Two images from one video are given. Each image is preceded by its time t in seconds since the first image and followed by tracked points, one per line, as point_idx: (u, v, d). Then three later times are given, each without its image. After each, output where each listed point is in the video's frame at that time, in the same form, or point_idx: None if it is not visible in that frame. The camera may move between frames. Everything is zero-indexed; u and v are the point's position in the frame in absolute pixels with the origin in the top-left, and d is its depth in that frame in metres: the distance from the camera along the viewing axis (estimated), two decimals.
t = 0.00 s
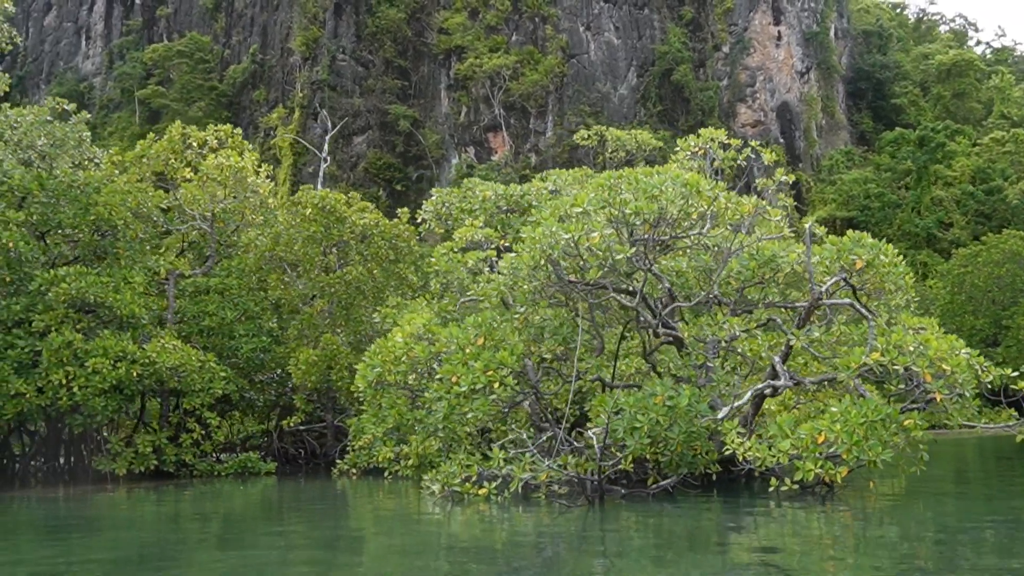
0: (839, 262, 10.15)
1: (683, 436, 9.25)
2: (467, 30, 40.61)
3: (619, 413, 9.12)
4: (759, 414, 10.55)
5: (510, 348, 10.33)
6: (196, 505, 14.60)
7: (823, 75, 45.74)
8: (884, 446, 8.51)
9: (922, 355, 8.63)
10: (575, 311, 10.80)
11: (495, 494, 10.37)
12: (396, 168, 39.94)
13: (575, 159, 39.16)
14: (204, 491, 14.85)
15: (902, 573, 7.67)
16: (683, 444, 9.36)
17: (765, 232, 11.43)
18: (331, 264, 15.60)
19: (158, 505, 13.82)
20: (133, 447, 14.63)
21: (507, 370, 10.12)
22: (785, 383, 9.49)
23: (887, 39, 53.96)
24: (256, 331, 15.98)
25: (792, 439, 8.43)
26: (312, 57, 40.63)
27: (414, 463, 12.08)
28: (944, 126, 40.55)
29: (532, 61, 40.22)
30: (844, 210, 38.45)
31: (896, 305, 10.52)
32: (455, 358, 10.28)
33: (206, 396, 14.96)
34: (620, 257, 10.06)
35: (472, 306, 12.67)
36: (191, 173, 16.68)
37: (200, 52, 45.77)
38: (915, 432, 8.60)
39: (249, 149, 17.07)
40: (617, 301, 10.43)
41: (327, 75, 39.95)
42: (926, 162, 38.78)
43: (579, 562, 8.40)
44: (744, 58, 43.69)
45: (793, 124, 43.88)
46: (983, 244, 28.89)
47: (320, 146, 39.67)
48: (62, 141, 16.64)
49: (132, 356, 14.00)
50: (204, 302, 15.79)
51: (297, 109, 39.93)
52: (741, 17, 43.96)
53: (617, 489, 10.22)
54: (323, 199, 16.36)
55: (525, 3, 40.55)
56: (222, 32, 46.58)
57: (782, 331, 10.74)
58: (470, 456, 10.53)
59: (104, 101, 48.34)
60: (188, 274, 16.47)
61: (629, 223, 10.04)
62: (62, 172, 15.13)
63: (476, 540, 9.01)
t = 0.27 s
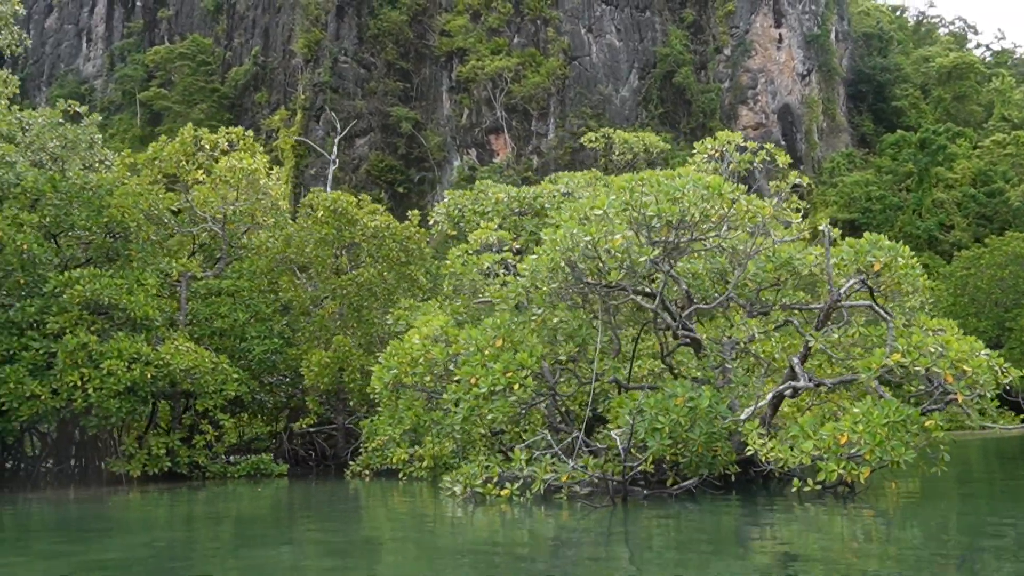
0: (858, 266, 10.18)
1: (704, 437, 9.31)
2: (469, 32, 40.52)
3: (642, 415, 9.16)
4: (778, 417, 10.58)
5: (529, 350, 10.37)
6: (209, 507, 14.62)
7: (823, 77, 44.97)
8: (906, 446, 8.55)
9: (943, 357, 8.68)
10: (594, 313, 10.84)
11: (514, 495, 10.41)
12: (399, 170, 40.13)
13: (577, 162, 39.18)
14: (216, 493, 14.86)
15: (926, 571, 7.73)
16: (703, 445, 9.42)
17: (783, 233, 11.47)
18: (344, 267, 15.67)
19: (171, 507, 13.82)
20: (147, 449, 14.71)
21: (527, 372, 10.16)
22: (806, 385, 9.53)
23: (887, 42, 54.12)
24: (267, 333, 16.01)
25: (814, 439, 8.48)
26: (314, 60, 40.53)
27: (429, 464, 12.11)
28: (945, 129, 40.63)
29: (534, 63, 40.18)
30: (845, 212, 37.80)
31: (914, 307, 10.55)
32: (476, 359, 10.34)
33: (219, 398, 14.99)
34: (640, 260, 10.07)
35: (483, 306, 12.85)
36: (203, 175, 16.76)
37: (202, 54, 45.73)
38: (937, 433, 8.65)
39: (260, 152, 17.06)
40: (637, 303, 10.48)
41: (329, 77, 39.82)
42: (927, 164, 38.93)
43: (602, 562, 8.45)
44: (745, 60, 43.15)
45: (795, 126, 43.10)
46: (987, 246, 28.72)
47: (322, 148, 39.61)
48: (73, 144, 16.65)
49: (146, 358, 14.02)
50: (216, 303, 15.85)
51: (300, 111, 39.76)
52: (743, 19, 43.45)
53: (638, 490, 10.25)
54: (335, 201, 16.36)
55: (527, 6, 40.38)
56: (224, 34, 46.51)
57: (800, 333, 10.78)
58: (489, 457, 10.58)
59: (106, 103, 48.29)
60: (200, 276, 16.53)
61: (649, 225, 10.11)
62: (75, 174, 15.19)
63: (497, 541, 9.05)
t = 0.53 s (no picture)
0: (874, 266, 10.22)
1: (723, 436, 9.37)
2: (470, 33, 40.53)
3: (661, 414, 9.20)
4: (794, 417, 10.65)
5: (547, 350, 10.42)
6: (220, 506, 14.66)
7: (823, 79, 44.15)
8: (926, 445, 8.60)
9: (962, 357, 8.75)
10: (611, 313, 10.89)
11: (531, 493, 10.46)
12: (399, 171, 40.10)
13: (577, 163, 39.27)
14: (227, 492, 14.89)
15: (948, 570, 7.76)
16: (722, 444, 9.48)
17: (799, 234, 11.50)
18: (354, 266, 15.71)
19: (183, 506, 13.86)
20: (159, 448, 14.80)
21: (545, 372, 10.21)
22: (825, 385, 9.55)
23: (887, 43, 54.26)
24: (278, 332, 16.05)
25: (835, 438, 8.54)
26: (315, 60, 40.56)
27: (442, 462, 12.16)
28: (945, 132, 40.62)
29: (535, 64, 40.22)
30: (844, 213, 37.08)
31: (930, 309, 10.56)
32: (495, 358, 10.39)
33: (231, 397, 15.01)
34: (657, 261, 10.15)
35: (496, 307, 12.89)
36: (214, 175, 16.76)
37: (202, 54, 45.68)
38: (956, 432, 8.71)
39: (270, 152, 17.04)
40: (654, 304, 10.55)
41: (331, 77, 39.87)
42: (926, 167, 38.89)
43: (623, 559, 8.49)
44: (745, 62, 42.37)
45: (795, 127, 42.30)
46: (989, 248, 28.61)
47: (323, 148, 39.59)
48: (84, 143, 16.68)
49: (159, 358, 14.04)
50: (227, 303, 15.94)
51: (301, 111, 39.81)
52: (743, 21, 42.75)
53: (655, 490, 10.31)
54: (345, 201, 16.44)
55: (527, 7, 40.34)
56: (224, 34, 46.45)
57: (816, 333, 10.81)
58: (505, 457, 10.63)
59: (106, 103, 48.24)
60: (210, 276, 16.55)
61: (668, 225, 10.11)
62: (86, 174, 15.20)
63: (516, 540, 9.08)
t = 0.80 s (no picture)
0: (891, 266, 10.29)
1: (744, 435, 9.45)
2: (471, 32, 40.53)
3: (682, 412, 9.28)
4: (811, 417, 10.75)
5: (566, 349, 10.48)
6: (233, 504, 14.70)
7: (823, 79, 43.98)
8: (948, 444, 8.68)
9: (982, 357, 8.85)
10: (630, 313, 10.96)
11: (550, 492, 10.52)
12: (400, 170, 40.15)
13: (578, 162, 39.34)
14: (239, 491, 14.93)
15: (971, 567, 7.83)
16: (742, 443, 9.55)
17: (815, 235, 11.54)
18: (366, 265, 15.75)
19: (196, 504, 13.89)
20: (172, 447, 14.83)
21: (565, 372, 10.27)
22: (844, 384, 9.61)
23: (886, 43, 54.42)
24: (290, 331, 16.12)
25: (856, 437, 8.63)
26: (316, 59, 40.55)
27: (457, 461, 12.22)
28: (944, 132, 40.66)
29: (535, 63, 40.24)
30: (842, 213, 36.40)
31: (946, 310, 10.62)
32: (515, 357, 10.46)
33: (243, 396, 15.05)
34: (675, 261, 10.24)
35: (509, 306, 12.96)
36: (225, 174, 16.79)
37: (202, 52, 45.64)
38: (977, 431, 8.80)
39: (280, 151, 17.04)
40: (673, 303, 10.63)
41: (331, 76, 39.77)
42: (926, 166, 38.85)
43: (646, 556, 8.55)
44: (745, 62, 42.44)
45: (795, 127, 42.38)
46: (992, 247, 28.47)
47: (324, 147, 39.55)
48: (95, 143, 16.72)
49: (172, 356, 14.06)
50: (238, 302, 15.96)
51: (302, 110, 39.80)
52: (743, 20, 42.75)
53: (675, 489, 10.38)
54: (357, 200, 16.37)
55: (528, 6, 40.33)
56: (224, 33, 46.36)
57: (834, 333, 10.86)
58: (524, 455, 10.70)
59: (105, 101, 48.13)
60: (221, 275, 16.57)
61: (688, 224, 10.15)
62: (97, 173, 15.21)
63: (537, 538, 9.13)
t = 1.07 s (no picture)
0: (908, 268, 10.34)
1: (763, 437, 9.52)
2: (472, 34, 40.53)
3: (702, 413, 9.36)
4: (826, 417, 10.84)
5: (583, 351, 10.52)
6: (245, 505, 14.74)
7: (823, 81, 43.76)
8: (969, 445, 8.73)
9: (1001, 358, 8.90)
10: (648, 315, 11.02)
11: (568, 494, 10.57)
12: (401, 171, 40.34)
13: (579, 164, 39.35)
14: (251, 492, 14.95)
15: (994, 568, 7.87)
16: (762, 444, 9.61)
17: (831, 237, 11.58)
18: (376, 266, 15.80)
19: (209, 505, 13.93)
20: (185, 449, 14.86)
21: (583, 374, 10.32)
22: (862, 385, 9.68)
23: (886, 46, 54.57)
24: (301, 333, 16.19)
25: (877, 438, 8.69)
26: (317, 61, 40.62)
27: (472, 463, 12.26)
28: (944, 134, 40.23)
29: (536, 65, 40.21)
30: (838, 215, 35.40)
31: (962, 312, 10.66)
32: (534, 358, 10.53)
33: (255, 398, 15.09)
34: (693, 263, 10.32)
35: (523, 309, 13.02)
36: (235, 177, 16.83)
37: (204, 55, 45.66)
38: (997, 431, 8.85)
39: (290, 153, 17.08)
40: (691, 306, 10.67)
41: (332, 78, 39.92)
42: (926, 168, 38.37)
43: (667, 557, 8.60)
44: (745, 64, 42.38)
45: (795, 130, 42.42)
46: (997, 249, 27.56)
47: (327, 148, 39.54)
48: (105, 145, 16.71)
49: (185, 358, 14.09)
50: (250, 304, 15.99)
51: (303, 112, 39.82)
52: (743, 23, 42.75)
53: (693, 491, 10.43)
54: (368, 202, 16.40)
55: (529, 8, 40.33)
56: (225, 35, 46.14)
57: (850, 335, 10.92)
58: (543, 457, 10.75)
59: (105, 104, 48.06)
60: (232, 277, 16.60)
61: (707, 226, 10.21)
62: (108, 175, 15.22)
63: (557, 539, 9.17)
